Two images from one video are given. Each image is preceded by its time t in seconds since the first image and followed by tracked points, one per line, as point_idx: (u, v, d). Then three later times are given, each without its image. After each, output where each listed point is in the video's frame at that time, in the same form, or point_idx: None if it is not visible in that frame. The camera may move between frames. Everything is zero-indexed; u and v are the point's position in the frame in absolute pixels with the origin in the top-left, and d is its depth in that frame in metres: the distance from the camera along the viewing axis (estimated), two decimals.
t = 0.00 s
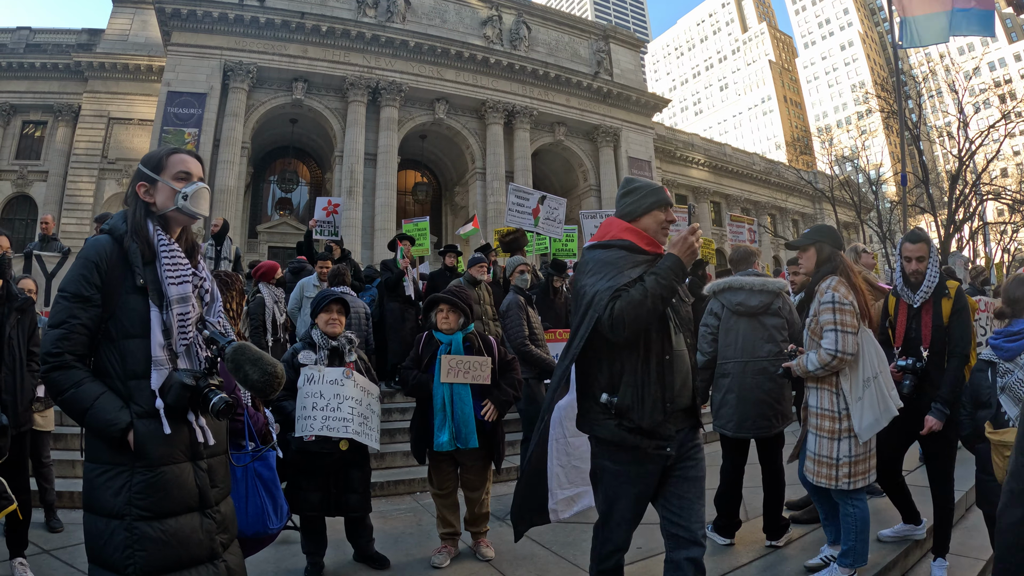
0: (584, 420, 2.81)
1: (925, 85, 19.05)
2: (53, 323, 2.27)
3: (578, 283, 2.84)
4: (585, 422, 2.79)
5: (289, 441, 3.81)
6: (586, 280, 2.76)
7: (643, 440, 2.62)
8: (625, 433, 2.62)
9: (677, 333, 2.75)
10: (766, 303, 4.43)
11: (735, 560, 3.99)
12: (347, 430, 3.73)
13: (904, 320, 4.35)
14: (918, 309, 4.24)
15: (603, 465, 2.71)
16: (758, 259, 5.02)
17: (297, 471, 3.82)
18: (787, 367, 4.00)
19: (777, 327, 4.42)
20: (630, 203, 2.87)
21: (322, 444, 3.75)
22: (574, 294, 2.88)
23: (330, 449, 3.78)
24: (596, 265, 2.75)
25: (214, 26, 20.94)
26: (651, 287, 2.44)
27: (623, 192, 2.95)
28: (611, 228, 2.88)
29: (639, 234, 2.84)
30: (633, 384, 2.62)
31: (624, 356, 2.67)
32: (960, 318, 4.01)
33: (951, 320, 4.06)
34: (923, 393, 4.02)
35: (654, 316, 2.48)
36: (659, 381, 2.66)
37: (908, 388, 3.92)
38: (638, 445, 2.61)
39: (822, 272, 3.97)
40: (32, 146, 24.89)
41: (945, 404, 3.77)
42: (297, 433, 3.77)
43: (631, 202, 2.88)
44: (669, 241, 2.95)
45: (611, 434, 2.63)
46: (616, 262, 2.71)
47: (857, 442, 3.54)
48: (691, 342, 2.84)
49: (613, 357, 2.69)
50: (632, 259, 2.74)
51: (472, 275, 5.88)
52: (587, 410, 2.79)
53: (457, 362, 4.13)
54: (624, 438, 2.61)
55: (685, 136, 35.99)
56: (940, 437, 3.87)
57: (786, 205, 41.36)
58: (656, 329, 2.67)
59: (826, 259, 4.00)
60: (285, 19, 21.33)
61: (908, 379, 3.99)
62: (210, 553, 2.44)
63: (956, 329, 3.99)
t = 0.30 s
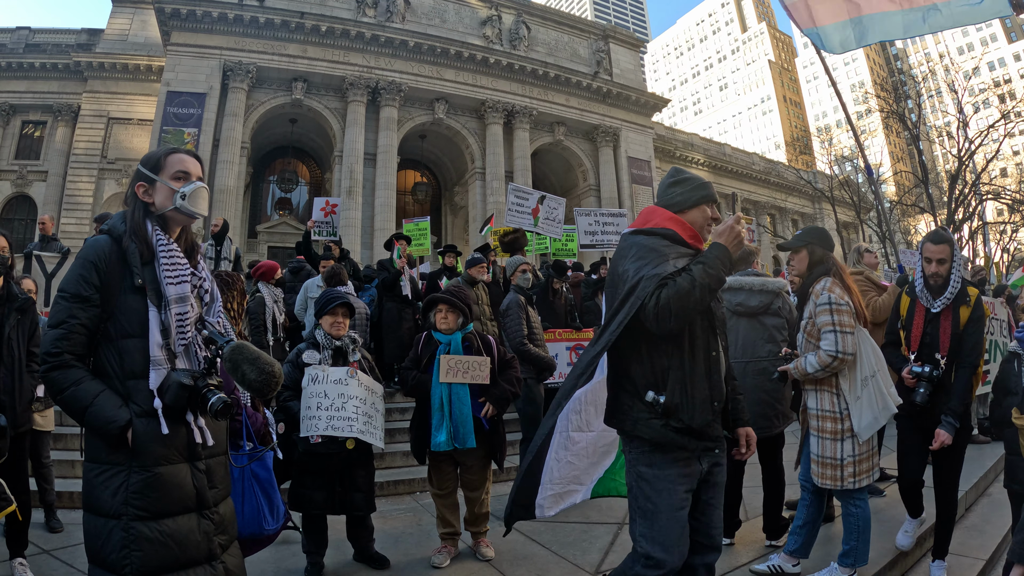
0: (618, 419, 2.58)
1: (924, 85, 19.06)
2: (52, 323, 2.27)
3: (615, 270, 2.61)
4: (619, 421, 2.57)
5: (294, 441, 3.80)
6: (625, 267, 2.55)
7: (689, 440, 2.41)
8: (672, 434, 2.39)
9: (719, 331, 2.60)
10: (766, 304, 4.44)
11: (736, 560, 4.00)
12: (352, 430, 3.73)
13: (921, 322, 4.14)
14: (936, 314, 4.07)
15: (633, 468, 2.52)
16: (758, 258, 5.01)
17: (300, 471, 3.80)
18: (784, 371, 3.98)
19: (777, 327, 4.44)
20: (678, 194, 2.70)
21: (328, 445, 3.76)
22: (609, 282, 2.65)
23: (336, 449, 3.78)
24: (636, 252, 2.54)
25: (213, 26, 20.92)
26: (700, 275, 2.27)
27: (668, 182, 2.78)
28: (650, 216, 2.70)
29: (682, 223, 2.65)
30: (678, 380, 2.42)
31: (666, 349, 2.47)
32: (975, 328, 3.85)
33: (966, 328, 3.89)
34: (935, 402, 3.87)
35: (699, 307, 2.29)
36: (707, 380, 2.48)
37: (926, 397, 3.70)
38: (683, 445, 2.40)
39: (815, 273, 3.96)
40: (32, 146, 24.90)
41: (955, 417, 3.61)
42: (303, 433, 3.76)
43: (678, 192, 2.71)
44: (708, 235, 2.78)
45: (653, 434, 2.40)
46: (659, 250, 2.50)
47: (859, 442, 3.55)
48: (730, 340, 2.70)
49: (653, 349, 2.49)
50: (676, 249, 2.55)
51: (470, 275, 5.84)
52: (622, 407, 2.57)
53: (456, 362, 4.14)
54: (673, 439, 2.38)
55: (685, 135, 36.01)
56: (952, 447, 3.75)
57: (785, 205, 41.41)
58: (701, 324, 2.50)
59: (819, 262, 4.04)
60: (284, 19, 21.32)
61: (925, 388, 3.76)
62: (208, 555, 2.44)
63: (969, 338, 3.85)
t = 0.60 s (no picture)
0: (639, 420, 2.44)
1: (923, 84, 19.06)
2: (52, 322, 2.27)
3: (640, 262, 2.46)
4: (638, 423, 2.43)
5: (301, 441, 3.80)
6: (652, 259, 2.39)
7: (715, 443, 2.33)
8: (698, 437, 2.29)
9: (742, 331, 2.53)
10: (765, 304, 4.47)
11: (736, 560, 4.00)
12: (359, 428, 3.73)
13: (927, 329, 3.91)
14: (943, 318, 3.85)
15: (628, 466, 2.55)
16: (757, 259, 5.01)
17: (307, 469, 3.79)
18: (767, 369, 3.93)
19: (777, 327, 4.47)
20: (701, 183, 2.60)
21: (338, 444, 3.75)
22: (632, 274, 2.50)
23: (345, 449, 3.78)
24: (662, 243, 2.38)
25: (212, 26, 20.89)
26: (734, 271, 2.21)
27: (690, 172, 2.67)
28: (674, 205, 2.56)
29: (705, 215, 2.53)
30: (707, 381, 2.31)
31: (693, 347, 2.35)
32: (983, 331, 3.73)
33: (976, 331, 3.75)
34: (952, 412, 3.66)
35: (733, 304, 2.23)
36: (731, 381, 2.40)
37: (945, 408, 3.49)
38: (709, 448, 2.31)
39: (801, 271, 3.94)
40: (31, 146, 24.87)
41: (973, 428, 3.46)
42: (311, 433, 3.75)
43: (699, 182, 2.61)
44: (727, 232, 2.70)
45: (679, 437, 2.30)
46: (688, 242, 2.38)
47: (844, 440, 3.52)
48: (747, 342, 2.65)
49: (679, 348, 2.37)
50: (702, 242, 2.43)
51: (470, 275, 5.80)
52: (642, 409, 2.43)
53: (456, 362, 4.14)
54: (700, 442, 2.29)
55: (684, 135, 36.01)
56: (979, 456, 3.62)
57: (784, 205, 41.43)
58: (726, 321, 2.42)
59: (807, 263, 3.96)
60: (283, 18, 21.30)
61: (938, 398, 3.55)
62: (206, 555, 2.43)
63: (980, 338, 3.74)
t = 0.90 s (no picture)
0: (654, 433, 2.30)
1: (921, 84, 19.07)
2: (50, 323, 2.27)
3: (651, 266, 2.30)
4: (652, 436, 2.30)
5: (300, 441, 3.80)
6: (666, 262, 2.25)
7: (731, 457, 2.26)
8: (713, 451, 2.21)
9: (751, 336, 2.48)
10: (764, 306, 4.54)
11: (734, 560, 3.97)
12: (357, 428, 3.72)
13: (911, 330, 3.91)
14: (925, 317, 3.84)
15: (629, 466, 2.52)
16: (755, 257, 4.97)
17: (307, 469, 3.80)
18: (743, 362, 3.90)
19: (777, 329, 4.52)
20: (710, 180, 2.48)
21: (336, 444, 3.74)
22: (641, 278, 2.34)
23: (344, 448, 3.77)
24: (677, 247, 2.24)
25: (211, 26, 20.86)
26: (753, 277, 2.18)
27: (697, 168, 2.55)
28: (681, 203, 2.43)
29: (713, 213, 2.43)
30: (725, 393, 2.23)
31: (708, 355, 2.27)
32: (968, 327, 3.66)
33: (963, 331, 3.67)
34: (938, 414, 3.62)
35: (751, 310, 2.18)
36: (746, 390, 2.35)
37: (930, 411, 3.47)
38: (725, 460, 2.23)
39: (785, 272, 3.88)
40: (29, 146, 24.83)
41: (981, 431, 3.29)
42: (311, 433, 3.74)
43: (706, 177, 2.50)
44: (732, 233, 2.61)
45: (697, 451, 2.19)
46: (704, 245, 2.26)
47: (817, 439, 3.51)
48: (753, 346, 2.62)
49: (693, 357, 2.27)
50: (714, 243, 2.33)
51: (468, 275, 5.81)
52: (656, 421, 2.29)
53: (455, 363, 4.15)
54: (717, 456, 2.21)
55: (682, 135, 36.03)
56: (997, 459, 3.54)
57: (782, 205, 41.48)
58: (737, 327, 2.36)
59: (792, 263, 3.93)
60: (282, 18, 21.28)
61: (923, 399, 3.54)
62: (204, 556, 2.43)
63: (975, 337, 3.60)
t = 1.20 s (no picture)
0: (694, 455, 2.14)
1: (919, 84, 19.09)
2: (50, 324, 2.26)
3: (686, 278, 2.10)
4: (691, 457, 2.16)
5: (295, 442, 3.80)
6: (703, 274, 2.06)
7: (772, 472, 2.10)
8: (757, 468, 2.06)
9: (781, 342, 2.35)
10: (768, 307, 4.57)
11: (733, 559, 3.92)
12: (350, 429, 3.70)
13: (894, 329, 3.84)
14: (904, 315, 3.77)
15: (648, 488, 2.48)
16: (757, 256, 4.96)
17: (303, 470, 3.80)
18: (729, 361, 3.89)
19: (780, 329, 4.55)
20: (730, 185, 2.31)
21: (328, 444, 3.73)
22: (672, 290, 2.12)
23: (337, 449, 3.76)
24: (715, 260, 2.05)
25: (208, 26, 20.82)
26: (795, 289, 2.04)
27: (714, 171, 2.38)
28: (706, 208, 2.26)
29: (738, 220, 2.28)
30: (772, 410, 2.07)
31: (752, 371, 2.09)
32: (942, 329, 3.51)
33: (940, 334, 3.51)
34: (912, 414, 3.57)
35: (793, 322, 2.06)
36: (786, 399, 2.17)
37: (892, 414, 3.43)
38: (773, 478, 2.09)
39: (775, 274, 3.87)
40: (26, 146, 24.79)
41: (947, 442, 3.12)
42: (304, 433, 3.74)
43: (726, 183, 2.33)
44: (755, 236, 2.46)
45: (743, 473, 2.04)
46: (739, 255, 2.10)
47: (798, 440, 3.50)
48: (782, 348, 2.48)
49: (735, 371, 2.09)
50: (744, 252, 2.19)
51: (467, 276, 5.80)
52: (697, 444, 2.14)
53: (453, 363, 4.14)
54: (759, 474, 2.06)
55: (680, 135, 36.06)
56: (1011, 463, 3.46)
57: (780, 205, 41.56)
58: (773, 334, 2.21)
59: (778, 268, 3.71)
60: (280, 19, 21.26)
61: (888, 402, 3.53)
62: (205, 557, 2.43)
63: (953, 342, 3.37)
